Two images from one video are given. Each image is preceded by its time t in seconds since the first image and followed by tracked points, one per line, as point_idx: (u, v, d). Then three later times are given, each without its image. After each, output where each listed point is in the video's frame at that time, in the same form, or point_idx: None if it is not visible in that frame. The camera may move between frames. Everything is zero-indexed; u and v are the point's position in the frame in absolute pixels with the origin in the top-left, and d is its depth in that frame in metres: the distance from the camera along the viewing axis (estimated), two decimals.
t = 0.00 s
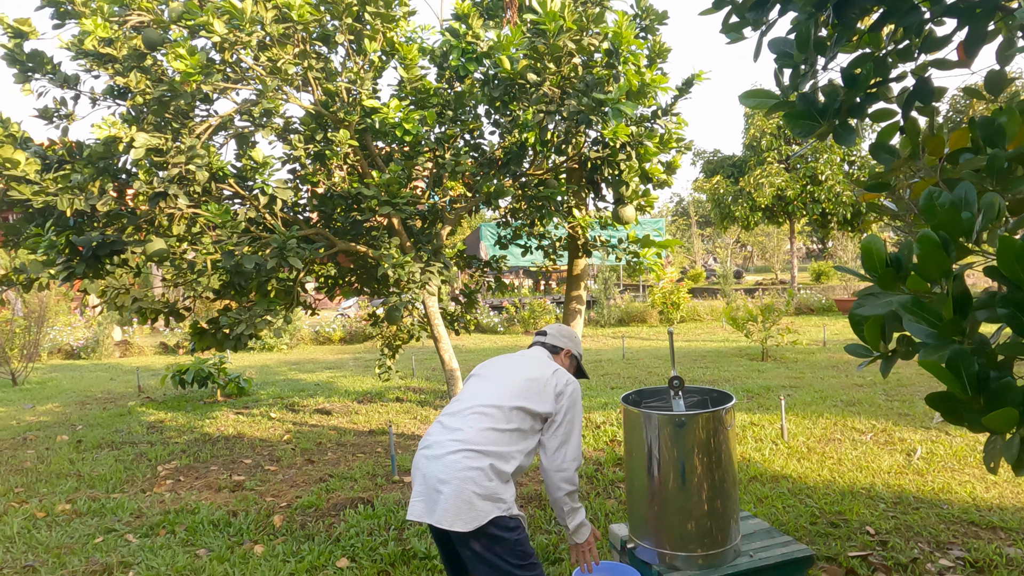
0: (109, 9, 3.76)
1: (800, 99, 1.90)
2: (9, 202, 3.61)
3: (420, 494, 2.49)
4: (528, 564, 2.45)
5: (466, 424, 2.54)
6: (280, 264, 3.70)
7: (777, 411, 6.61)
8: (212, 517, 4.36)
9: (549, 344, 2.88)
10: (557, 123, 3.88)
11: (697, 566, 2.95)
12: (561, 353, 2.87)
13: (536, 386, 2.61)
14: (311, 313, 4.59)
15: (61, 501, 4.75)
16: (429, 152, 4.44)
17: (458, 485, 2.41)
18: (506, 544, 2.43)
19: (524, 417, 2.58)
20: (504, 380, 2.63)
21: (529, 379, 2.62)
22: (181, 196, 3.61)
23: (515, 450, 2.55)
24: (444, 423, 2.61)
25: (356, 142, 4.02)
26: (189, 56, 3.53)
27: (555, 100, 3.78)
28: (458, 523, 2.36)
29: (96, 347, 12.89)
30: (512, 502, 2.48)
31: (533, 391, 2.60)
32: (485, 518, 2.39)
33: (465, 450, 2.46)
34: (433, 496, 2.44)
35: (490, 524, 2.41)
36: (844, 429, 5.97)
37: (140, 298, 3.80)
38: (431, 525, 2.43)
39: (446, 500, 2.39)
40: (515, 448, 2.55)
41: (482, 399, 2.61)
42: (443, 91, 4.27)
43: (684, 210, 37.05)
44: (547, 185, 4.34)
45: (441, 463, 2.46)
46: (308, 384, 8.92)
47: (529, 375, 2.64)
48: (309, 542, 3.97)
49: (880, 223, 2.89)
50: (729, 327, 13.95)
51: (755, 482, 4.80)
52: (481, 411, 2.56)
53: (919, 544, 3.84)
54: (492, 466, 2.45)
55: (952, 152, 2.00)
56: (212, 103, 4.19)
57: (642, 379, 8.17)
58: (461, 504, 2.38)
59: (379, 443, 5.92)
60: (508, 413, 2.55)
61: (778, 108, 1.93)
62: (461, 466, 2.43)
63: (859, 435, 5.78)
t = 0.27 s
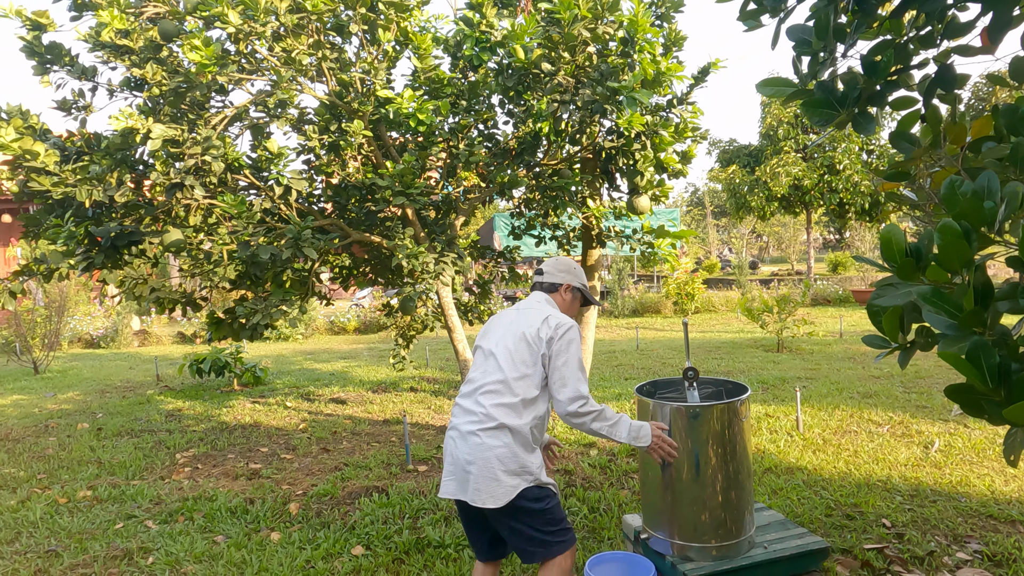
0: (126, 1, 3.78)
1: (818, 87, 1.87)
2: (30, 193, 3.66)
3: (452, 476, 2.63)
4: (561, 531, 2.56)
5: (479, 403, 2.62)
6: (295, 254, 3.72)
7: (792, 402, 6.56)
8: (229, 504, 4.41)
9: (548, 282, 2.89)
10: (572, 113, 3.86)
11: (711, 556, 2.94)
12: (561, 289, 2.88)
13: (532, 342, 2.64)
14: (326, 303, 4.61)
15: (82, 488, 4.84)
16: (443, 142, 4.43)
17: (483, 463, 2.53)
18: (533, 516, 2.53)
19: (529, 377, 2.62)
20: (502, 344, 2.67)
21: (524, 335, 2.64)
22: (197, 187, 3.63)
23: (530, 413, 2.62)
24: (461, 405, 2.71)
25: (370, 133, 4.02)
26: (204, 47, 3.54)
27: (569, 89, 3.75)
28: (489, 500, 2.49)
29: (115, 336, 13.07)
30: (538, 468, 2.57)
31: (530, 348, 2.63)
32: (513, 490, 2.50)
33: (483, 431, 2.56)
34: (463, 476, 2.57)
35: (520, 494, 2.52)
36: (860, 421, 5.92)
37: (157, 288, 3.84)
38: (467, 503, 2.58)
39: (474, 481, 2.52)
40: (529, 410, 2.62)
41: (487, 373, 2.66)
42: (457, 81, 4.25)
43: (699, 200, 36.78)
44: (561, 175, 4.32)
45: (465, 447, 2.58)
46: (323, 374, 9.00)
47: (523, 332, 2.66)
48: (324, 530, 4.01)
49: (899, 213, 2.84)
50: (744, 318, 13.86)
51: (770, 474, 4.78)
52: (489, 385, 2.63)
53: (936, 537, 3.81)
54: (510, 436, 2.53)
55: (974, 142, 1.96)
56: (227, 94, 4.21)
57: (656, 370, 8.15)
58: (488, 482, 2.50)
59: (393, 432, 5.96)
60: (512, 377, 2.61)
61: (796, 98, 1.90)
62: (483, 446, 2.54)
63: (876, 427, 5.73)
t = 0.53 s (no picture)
0: None
1: (826, 82, 1.87)
2: (39, 189, 3.68)
3: (479, 472, 2.79)
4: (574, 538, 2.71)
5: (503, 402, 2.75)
6: (303, 250, 3.74)
7: (800, 398, 6.55)
8: (237, 499, 4.44)
9: (575, 270, 2.93)
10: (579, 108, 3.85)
11: (717, 553, 2.94)
12: (587, 278, 2.91)
13: (552, 339, 2.72)
14: (332, 299, 4.63)
15: (91, 482, 4.88)
16: (449, 138, 4.43)
17: (506, 461, 2.68)
18: (549, 522, 2.68)
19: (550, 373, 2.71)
20: (523, 341, 2.77)
21: (543, 332, 2.72)
22: (205, 182, 3.65)
23: (552, 410, 2.73)
24: (487, 403, 2.85)
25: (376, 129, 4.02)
26: (211, 43, 3.55)
27: (576, 85, 3.75)
28: (513, 498, 2.65)
29: (123, 332, 13.16)
30: (558, 469, 2.70)
31: (549, 345, 2.71)
32: (534, 491, 2.64)
33: (507, 430, 2.70)
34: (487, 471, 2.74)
35: (539, 495, 2.66)
36: (868, 417, 5.90)
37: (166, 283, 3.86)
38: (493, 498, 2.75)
39: (500, 479, 2.68)
40: (551, 407, 2.73)
41: (510, 372, 2.78)
42: (464, 77, 4.25)
43: (706, 196, 36.65)
44: (568, 171, 4.32)
45: (491, 445, 2.73)
46: (330, 370, 9.03)
47: (542, 330, 2.73)
48: (331, 524, 4.03)
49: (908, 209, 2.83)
50: (751, 314, 13.82)
51: (777, 470, 4.77)
52: (512, 385, 2.76)
53: (943, 534, 3.80)
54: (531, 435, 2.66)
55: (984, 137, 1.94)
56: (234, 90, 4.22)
57: (662, 366, 8.14)
58: (513, 481, 2.65)
59: (400, 428, 5.98)
60: (534, 374, 2.71)
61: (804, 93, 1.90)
62: (507, 446, 2.68)
63: (883, 424, 5.72)
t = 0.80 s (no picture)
0: None
1: (830, 80, 1.87)
2: (44, 187, 3.70)
3: (489, 464, 2.88)
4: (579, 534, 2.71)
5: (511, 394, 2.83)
6: (306, 248, 3.74)
7: (803, 397, 6.54)
8: (240, 496, 4.46)
9: (589, 266, 2.97)
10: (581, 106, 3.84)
11: (719, 551, 2.95)
12: (600, 275, 2.94)
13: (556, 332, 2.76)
14: (335, 297, 4.63)
15: (95, 479, 4.90)
16: (452, 136, 4.43)
17: (511, 453, 2.74)
18: (553, 517, 2.70)
19: (553, 366, 2.75)
20: (530, 335, 2.84)
21: (548, 326, 2.77)
22: (208, 180, 3.66)
23: (557, 404, 2.76)
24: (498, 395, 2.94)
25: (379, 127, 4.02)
26: (214, 41, 3.54)
27: (579, 82, 3.75)
28: (515, 490, 2.70)
29: (127, 329, 13.20)
30: (562, 464, 2.72)
31: (554, 338, 2.76)
32: (536, 483, 2.68)
33: (512, 422, 2.77)
34: (495, 462, 2.82)
35: (542, 489, 2.69)
36: (871, 415, 5.89)
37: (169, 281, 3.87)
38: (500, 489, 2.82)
39: (504, 470, 2.75)
40: (556, 401, 2.75)
41: (518, 365, 2.85)
42: (466, 75, 4.24)
43: (709, 194, 36.59)
44: (570, 169, 4.31)
45: (497, 437, 2.81)
46: (333, 368, 9.04)
47: (546, 324, 2.79)
48: (334, 522, 4.04)
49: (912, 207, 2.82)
50: (754, 312, 13.80)
51: (780, 469, 4.77)
52: (519, 378, 2.82)
53: (947, 533, 3.79)
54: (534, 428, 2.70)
55: (989, 134, 1.92)
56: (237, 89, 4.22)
57: (664, 364, 8.13)
58: (515, 472, 2.71)
59: (403, 426, 5.99)
60: (538, 367, 2.77)
61: (807, 91, 1.90)
62: (511, 437, 2.75)
63: (887, 422, 5.71)
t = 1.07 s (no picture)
0: None
1: (830, 79, 1.87)
2: (45, 186, 3.70)
3: (487, 456, 3.01)
4: (571, 527, 2.82)
5: (509, 388, 2.97)
6: (307, 248, 3.74)
7: (803, 396, 6.53)
8: (241, 495, 4.46)
9: (588, 260, 3.11)
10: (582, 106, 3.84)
11: (720, 550, 2.95)
12: (599, 269, 3.08)
13: (551, 329, 2.88)
14: (336, 296, 4.64)
15: (96, 479, 4.90)
16: (453, 136, 4.43)
17: (508, 445, 2.87)
18: (545, 509, 2.81)
19: (548, 362, 2.88)
20: (528, 330, 2.97)
21: (544, 322, 2.90)
22: (209, 180, 3.66)
23: (553, 398, 2.88)
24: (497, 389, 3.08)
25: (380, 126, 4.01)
26: (214, 41, 3.54)
27: (580, 81, 3.75)
28: (510, 481, 2.83)
29: (128, 329, 13.21)
30: (556, 458, 2.83)
31: (548, 336, 2.88)
32: (530, 475, 2.80)
33: (510, 415, 2.91)
34: (493, 452, 2.95)
35: (535, 481, 2.80)
36: (872, 415, 5.88)
37: (170, 281, 3.88)
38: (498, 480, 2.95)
39: (501, 461, 2.88)
40: (551, 395, 2.88)
41: (516, 361, 2.99)
42: (467, 74, 4.24)
43: (709, 193, 36.58)
44: (571, 168, 4.31)
45: (496, 428, 2.95)
46: (333, 367, 9.05)
47: (541, 322, 2.91)
48: (335, 521, 4.04)
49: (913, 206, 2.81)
50: (755, 312, 13.80)
51: (780, 468, 4.76)
52: (517, 372, 2.96)
53: (947, 532, 3.79)
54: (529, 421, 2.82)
55: (990, 134, 1.92)
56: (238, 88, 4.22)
57: (665, 363, 8.13)
58: (511, 464, 2.84)
59: (403, 425, 6.00)
60: (534, 361, 2.89)
61: (807, 90, 1.90)
62: (508, 429, 2.88)
63: (887, 422, 5.71)
